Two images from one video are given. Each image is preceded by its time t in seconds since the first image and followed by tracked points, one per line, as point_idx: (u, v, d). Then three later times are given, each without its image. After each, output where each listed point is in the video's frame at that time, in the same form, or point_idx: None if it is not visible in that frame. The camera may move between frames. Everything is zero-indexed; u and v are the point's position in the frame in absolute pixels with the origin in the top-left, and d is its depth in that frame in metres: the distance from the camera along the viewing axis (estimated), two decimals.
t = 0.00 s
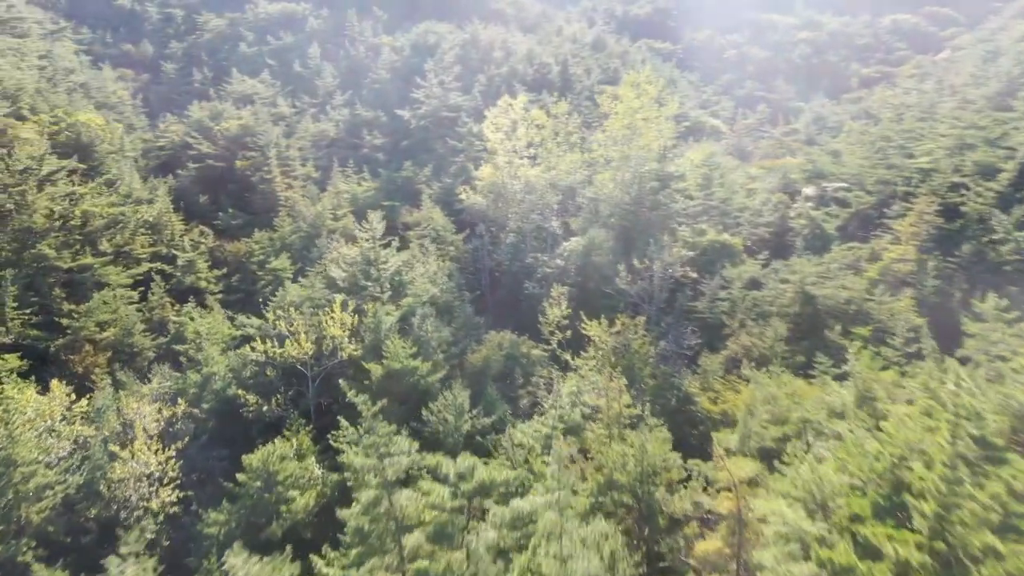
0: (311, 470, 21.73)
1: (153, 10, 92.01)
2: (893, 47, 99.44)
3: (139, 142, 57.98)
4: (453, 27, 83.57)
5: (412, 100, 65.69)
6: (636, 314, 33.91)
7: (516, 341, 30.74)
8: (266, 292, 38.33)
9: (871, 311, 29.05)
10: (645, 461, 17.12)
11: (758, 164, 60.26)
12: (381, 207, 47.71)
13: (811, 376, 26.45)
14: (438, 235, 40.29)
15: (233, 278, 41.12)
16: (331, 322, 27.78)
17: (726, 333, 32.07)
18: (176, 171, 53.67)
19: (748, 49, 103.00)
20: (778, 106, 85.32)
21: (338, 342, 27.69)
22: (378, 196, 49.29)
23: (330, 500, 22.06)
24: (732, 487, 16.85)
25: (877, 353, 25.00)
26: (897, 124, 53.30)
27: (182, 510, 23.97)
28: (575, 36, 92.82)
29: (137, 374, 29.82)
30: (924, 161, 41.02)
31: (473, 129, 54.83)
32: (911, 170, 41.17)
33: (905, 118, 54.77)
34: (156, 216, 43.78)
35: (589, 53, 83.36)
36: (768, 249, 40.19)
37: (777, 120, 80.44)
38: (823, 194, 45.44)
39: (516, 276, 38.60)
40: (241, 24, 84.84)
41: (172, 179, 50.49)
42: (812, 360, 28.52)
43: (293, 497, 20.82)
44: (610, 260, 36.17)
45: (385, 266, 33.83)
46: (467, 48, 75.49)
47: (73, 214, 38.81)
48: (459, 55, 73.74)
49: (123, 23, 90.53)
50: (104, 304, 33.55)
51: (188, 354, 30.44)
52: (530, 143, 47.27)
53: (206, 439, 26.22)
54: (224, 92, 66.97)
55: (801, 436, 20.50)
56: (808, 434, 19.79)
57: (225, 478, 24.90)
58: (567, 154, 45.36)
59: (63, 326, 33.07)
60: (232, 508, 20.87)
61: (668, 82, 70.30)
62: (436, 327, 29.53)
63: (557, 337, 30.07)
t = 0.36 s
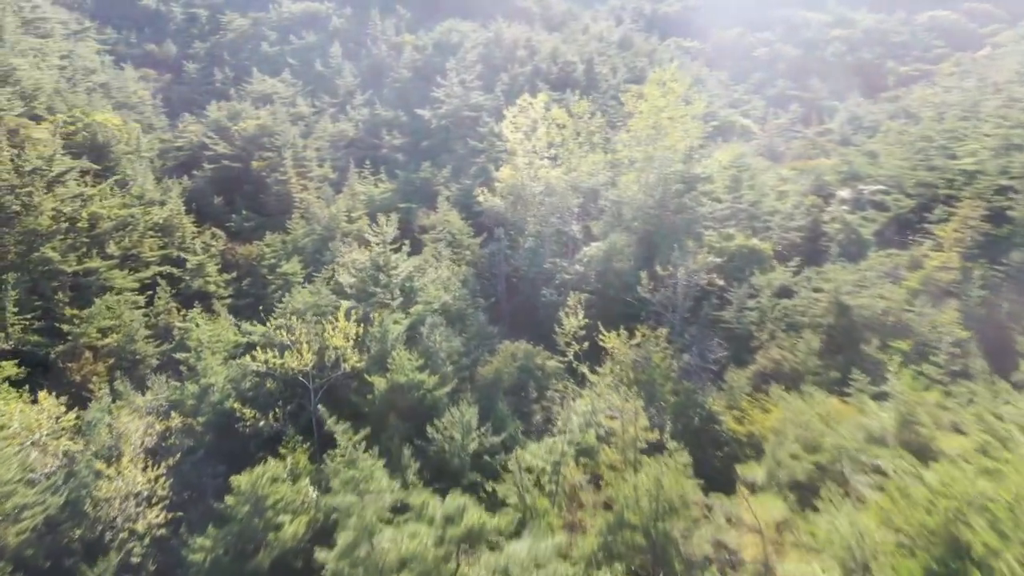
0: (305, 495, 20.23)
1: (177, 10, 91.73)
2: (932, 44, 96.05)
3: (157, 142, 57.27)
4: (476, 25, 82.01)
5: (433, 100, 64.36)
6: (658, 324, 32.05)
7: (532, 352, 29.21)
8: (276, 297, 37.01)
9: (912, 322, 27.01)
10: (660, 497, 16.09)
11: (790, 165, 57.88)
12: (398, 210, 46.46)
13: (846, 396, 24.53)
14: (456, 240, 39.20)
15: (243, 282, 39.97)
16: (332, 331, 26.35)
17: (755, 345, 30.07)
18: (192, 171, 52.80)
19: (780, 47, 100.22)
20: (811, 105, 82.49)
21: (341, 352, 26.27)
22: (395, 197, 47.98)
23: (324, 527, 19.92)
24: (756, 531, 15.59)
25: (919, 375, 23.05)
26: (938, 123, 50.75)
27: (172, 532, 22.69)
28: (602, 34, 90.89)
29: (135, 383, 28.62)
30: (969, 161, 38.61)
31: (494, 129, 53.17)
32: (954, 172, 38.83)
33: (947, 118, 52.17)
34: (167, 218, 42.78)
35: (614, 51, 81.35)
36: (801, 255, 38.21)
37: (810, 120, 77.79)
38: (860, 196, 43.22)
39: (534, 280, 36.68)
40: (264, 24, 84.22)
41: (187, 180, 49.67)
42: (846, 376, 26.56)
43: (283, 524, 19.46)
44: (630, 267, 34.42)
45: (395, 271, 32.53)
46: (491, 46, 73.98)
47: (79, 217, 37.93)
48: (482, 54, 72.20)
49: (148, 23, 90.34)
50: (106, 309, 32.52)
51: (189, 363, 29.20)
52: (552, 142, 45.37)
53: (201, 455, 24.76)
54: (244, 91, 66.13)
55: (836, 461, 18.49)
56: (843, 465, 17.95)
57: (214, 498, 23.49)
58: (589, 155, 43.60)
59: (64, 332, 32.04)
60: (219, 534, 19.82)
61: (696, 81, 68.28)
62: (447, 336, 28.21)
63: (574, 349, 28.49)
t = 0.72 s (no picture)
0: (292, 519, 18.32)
1: (204, 10, 91.27)
2: (977, 40, 92.19)
3: (175, 142, 56.40)
4: (502, 23, 80.24)
5: (456, 99, 62.82)
6: (684, 336, 30.02)
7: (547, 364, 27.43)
8: (285, 302, 35.60)
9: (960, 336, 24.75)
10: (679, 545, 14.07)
11: (826, 164, 55.29)
12: (415, 213, 45.05)
13: (888, 420, 22.44)
14: (474, 244, 37.70)
15: (254, 287, 38.72)
16: (333, 344, 24.69)
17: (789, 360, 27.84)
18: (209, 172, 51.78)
19: (817, 43, 97.04)
20: (848, 103, 79.46)
21: (342, 367, 24.65)
22: (413, 198, 46.48)
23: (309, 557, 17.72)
24: None
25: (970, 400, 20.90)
26: (985, 122, 47.93)
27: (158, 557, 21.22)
28: (632, 30, 88.68)
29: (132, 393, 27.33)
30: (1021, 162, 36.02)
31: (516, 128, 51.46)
32: (1005, 174, 36.26)
33: (995, 116, 49.29)
34: (178, 219, 41.75)
35: (643, 48, 79.13)
36: (838, 261, 35.97)
37: (848, 119, 74.83)
38: (901, 199, 40.75)
39: (554, 287, 34.84)
40: (289, 23, 83.43)
41: (203, 181, 48.72)
42: (888, 396, 24.45)
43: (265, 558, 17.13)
44: (655, 274, 32.42)
45: (408, 277, 30.87)
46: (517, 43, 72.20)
47: (86, 219, 36.90)
48: (507, 51, 70.44)
49: (174, 22, 89.95)
50: (107, 316, 31.36)
51: (187, 373, 27.82)
52: (576, 143, 43.77)
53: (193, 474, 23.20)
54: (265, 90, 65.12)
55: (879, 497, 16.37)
56: (886, 502, 15.90)
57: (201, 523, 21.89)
58: (613, 155, 41.70)
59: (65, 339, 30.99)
60: (198, 566, 17.97)
61: (728, 79, 65.92)
62: (456, 347, 26.37)
63: (592, 364, 26.50)
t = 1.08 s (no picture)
0: (278, 551, 16.74)
1: (228, 9, 90.65)
2: None
3: (192, 142, 55.43)
4: (527, 19, 78.35)
5: (477, 98, 61.14)
6: (710, 350, 27.95)
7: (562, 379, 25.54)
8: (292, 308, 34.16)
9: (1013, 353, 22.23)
10: None
11: (865, 166, 52.65)
12: (432, 216, 43.53)
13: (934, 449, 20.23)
14: (493, 248, 36.14)
15: (262, 292, 37.39)
16: (329, 357, 23.03)
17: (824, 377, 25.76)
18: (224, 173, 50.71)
19: (854, 40, 93.78)
20: (886, 101, 76.34)
21: (339, 381, 23.02)
22: (429, 200, 44.85)
23: None
24: None
25: None
26: None
27: None
28: (661, 27, 86.37)
29: (124, 406, 26.03)
30: None
31: (537, 127, 49.45)
32: None
33: None
34: (188, 220, 40.64)
35: (672, 45, 76.84)
36: (878, 269, 33.55)
37: (886, 118, 71.79)
38: (946, 201, 38.12)
39: (573, 294, 33.20)
40: (312, 22, 82.43)
41: (217, 182, 47.65)
42: (934, 421, 22.22)
43: None
44: (679, 282, 30.41)
45: (416, 284, 29.21)
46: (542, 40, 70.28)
47: (90, 221, 35.78)
48: (531, 48, 68.56)
49: (198, 22, 89.43)
50: (104, 322, 30.12)
51: (182, 385, 26.44)
52: (599, 143, 41.93)
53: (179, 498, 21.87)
54: (285, 89, 64.03)
55: (928, 548, 14.36)
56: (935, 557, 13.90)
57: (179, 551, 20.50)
58: (638, 155, 39.65)
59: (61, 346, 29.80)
60: None
61: (760, 77, 63.40)
62: (464, 363, 24.58)
63: (609, 379, 24.50)
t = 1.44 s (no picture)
0: None
1: (252, 8, 89.92)
2: None
3: (208, 141, 54.44)
4: (553, 17, 76.41)
5: (500, 96, 59.47)
6: (737, 367, 25.96)
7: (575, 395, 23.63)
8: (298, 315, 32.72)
9: None
10: None
11: (906, 167, 49.96)
12: (448, 217, 42.16)
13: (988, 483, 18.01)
14: (509, 252, 34.73)
15: (269, 297, 36.01)
16: (322, 374, 21.41)
17: (864, 398, 23.17)
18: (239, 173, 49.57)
19: (893, 37, 90.40)
20: (927, 100, 73.13)
21: (334, 400, 21.44)
22: (445, 202, 43.28)
23: None
24: None
25: None
26: None
27: None
28: (692, 23, 83.88)
29: (114, 418, 24.70)
30: None
31: (560, 126, 47.47)
32: None
33: None
34: (196, 222, 39.46)
35: (703, 41, 74.45)
36: (920, 277, 31.31)
37: (927, 117, 68.67)
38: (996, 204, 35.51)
39: (591, 303, 31.56)
40: (334, 21, 81.31)
41: (231, 183, 46.57)
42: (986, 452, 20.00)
43: None
44: (705, 292, 28.37)
45: (426, 290, 27.80)
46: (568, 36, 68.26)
47: (93, 223, 34.59)
48: (557, 45, 66.53)
49: (222, 20, 88.85)
50: (101, 330, 28.89)
51: (175, 397, 25.04)
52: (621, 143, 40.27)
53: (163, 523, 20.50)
54: (305, 88, 62.85)
55: None
56: None
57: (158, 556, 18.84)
58: (663, 156, 37.59)
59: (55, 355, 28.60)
60: None
61: (794, 74, 60.87)
62: (470, 379, 22.86)
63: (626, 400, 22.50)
